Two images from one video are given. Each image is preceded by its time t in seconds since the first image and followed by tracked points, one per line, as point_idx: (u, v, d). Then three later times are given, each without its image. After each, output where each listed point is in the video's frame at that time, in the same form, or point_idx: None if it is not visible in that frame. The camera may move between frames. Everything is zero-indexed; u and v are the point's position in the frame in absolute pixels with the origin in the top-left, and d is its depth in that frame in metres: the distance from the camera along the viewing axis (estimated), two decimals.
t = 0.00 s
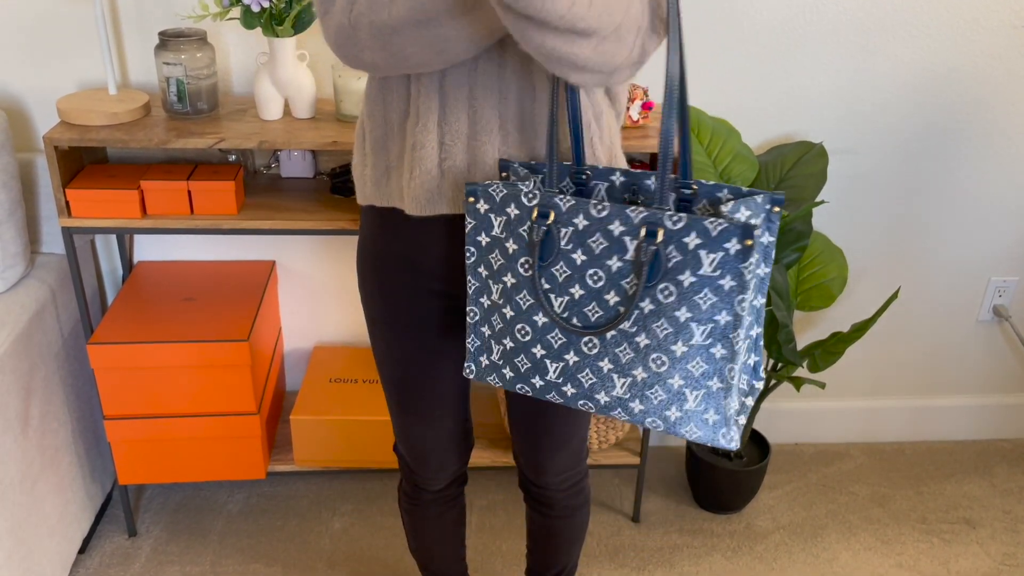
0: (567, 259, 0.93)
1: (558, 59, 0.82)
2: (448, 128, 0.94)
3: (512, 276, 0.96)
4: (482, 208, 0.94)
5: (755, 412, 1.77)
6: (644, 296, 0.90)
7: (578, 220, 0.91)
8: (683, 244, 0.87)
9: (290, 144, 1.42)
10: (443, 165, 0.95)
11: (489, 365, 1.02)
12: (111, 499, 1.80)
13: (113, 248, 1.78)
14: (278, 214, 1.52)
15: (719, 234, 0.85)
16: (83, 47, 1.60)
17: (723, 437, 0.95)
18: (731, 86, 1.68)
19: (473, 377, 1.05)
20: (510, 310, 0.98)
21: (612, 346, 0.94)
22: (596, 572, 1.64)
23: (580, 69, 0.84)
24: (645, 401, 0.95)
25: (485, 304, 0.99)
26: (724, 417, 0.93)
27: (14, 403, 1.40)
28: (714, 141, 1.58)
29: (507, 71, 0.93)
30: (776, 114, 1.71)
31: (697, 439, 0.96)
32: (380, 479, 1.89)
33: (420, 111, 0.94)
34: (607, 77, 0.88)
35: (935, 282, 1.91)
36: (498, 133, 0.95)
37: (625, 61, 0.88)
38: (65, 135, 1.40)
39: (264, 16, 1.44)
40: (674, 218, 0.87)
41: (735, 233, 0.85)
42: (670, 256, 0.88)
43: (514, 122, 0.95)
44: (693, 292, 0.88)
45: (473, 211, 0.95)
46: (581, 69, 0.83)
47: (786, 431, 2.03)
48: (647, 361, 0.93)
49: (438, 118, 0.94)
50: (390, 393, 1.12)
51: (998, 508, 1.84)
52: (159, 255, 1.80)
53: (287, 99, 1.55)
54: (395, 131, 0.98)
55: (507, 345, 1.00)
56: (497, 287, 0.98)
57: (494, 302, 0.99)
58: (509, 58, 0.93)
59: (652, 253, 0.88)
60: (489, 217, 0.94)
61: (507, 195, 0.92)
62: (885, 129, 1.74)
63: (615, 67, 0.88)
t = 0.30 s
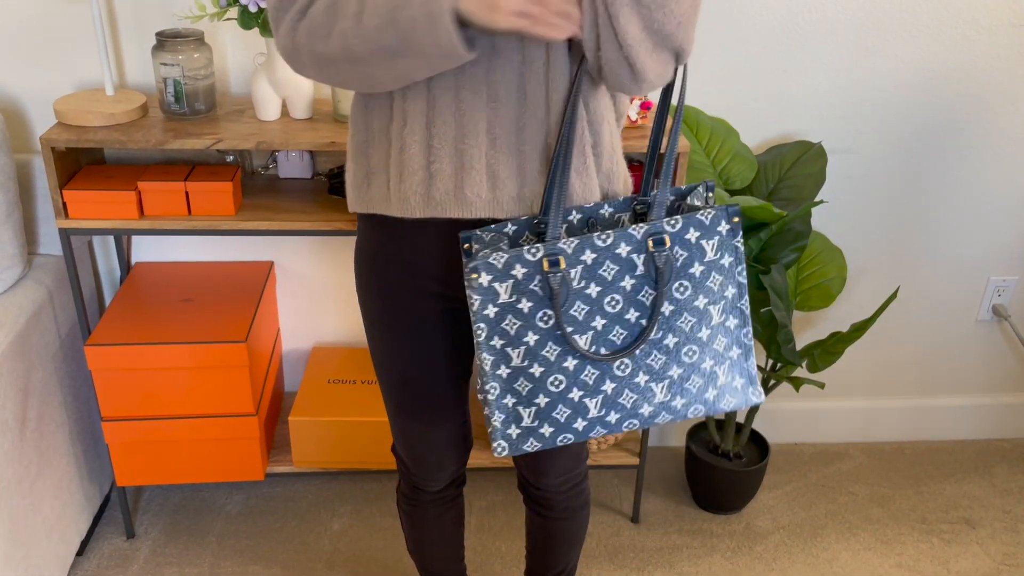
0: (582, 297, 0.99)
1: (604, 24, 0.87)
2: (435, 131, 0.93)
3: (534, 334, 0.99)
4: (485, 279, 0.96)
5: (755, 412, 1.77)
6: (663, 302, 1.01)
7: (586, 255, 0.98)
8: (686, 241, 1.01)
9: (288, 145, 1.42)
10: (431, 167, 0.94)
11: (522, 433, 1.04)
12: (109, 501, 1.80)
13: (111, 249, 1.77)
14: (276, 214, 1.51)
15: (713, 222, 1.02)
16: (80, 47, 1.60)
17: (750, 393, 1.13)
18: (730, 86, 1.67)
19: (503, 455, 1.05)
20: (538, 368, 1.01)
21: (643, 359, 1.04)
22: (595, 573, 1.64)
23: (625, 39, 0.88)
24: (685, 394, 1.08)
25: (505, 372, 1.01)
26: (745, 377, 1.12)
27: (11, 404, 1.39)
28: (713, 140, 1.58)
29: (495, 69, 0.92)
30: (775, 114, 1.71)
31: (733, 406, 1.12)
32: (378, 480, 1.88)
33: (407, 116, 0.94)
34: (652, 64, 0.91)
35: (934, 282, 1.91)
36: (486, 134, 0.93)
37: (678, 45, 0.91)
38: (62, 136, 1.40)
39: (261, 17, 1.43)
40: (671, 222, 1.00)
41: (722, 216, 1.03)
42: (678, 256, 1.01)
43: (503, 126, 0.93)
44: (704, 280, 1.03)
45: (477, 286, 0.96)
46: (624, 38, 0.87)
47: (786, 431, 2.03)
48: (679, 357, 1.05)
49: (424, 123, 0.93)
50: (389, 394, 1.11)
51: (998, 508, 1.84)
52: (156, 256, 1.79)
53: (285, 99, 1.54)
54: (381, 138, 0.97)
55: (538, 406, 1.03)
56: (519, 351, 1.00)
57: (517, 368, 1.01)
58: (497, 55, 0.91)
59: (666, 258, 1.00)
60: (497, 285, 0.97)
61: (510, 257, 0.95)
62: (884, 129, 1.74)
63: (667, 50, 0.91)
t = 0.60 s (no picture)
0: (650, 280, 0.98)
1: (587, 25, 0.90)
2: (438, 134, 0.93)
3: (614, 322, 0.98)
4: (568, 271, 0.94)
5: (754, 413, 1.77)
6: (720, 276, 1.02)
7: (651, 236, 0.98)
8: (730, 214, 1.02)
9: (285, 145, 1.41)
10: (434, 169, 0.94)
11: (607, 428, 1.02)
12: (107, 502, 1.80)
13: (108, 250, 1.77)
14: (273, 215, 1.51)
15: (748, 195, 1.04)
16: (76, 48, 1.59)
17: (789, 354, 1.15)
18: (729, 86, 1.67)
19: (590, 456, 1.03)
20: (619, 356, 0.99)
21: (705, 336, 1.03)
22: (594, 573, 1.64)
23: (611, 36, 0.90)
24: (741, 364, 1.08)
25: (587, 367, 0.99)
26: (783, 340, 1.14)
27: (9, 406, 1.39)
28: (712, 140, 1.57)
29: (496, 69, 0.91)
30: (773, 114, 1.71)
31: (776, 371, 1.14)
32: (377, 480, 1.88)
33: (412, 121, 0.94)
34: (643, 62, 0.92)
35: (933, 281, 1.91)
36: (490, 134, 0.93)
37: (669, 42, 0.92)
38: (59, 137, 1.40)
39: (258, 17, 1.43)
40: (717, 199, 1.01)
41: (754, 188, 1.05)
42: (726, 230, 1.02)
43: (507, 124, 0.93)
44: (748, 250, 1.04)
45: (560, 280, 0.94)
46: (611, 36, 0.89)
47: (785, 431, 2.03)
48: (734, 329, 1.05)
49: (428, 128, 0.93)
50: (391, 399, 1.11)
51: (997, 508, 1.84)
52: (154, 257, 1.79)
53: (282, 100, 1.54)
54: (383, 146, 0.98)
55: (621, 396, 1.01)
56: (601, 342, 0.98)
57: (599, 359, 0.99)
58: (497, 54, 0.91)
59: (718, 233, 1.01)
60: (578, 276, 0.95)
61: (588, 245, 0.94)
62: (883, 128, 1.74)
63: (662, 47, 0.92)
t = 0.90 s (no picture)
0: (655, 269, 0.99)
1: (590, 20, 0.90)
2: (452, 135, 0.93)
3: (619, 311, 0.99)
4: (572, 265, 0.95)
5: (752, 413, 1.76)
6: (724, 262, 1.01)
7: (654, 227, 0.98)
8: (734, 201, 1.01)
9: (283, 146, 1.41)
10: (446, 173, 0.94)
11: (616, 415, 1.03)
12: (106, 503, 1.79)
13: (106, 251, 1.77)
14: (271, 216, 1.51)
15: (752, 181, 1.02)
16: (73, 49, 1.59)
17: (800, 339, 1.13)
18: (726, 87, 1.67)
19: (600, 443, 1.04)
20: (626, 345, 1.00)
21: (711, 321, 1.03)
22: (593, 573, 1.64)
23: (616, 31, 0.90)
24: (749, 348, 1.07)
25: (595, 356, 1.00)
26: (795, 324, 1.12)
27: (6, 407, 1.39)
28: (709, 140, 1.57)
29: (507, 69, 0.91)
30: (771, 114, 1.71)
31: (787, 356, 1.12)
32: (375, 481, 1.88)
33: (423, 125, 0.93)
34: (647, 54, 0.93)
35: (931, 281, 1.91)
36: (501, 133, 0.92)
37: (670, 32, 0.93)
38: (56, 138, 1.39)
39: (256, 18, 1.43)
40: (720, 186, 1.01)
41: (758, 174, 1.03)
42: (729, 216, 1.01)
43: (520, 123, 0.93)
44: (753, 235, 1.03)
45: (565, 274, 0.95)
46: (616, 30, 0.90)
47: (783, 431, 2.03)
48: (740, 314, 1.05)
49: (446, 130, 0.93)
50: (393, 404, 1.11)
51: (995, 507, 1.84)
52: (152, 258, 1.79)
53: (279, 100, 1.54)
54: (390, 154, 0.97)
55: (629, 384, 1.02)
56: (607, 331, 0.99)
57: (606, 348, 1.00)
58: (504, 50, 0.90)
59: (722, 220, 1.00)
60: (583, 269, 0.96)
61: (592, 238, 0.95)
62: (882, 128, 1.74)
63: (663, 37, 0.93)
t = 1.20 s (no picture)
0: (645, 274, 0.98)
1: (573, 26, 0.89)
2: (442, 136, 0.93)
3: (608, 316, 0.99)
4: (561, 270, 0.95)
5: (751, 413, 1.76)
6: (716, 267, 1.01)
7: (644, 232, 0.98)
8: (727, 206, 1.00)
9: (281, 147, 1.41)
10: (434, 172, 0.94)
11: (604, 420, 1.03)
12: (105, 503, 1.79)
13: (105, 252, 1.77)
14: (269, 217, 1.50)
15: (746, 187, 1.01)
16: (72, 49, 1.59)
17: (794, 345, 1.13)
18: (725, 87, 1.67)
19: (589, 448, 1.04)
20: (615, 350, 1.00)
21: (702, 326, 1.03)
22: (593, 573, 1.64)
23: (600, 35, 0.89)
24: (740, 353, 1.06)
25: (584, 360, 1.00)
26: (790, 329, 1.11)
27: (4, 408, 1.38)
28: (708, 140, 1.57)
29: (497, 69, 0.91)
30: (770, 113, 1.71)
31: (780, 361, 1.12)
32: (374, 481, 1.88)
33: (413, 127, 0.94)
34: (637, 59, 0.92)
35: (930, 281, 1.91)
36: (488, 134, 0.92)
37: (658, 38, 0.92)
38: (54, 138, 1.39)
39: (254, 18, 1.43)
40: (713, 191, 1.00)
41: (754, 178, 1.02)
42: (722, 221, 1.00)
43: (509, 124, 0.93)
44: (746, 241, 1.02)
45: (553, 279, 0.95)
46: (599, 33, 0.89)
47: (783, 431, 2.03)
48: (733, 319, 1.04)
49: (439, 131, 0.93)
50: (388, 405, 1.11)
51: (995, 507, 1.84)
52: (151, 258, 1.79)
53: (278, 100, 1.54)
54: (380, 156, 0.97)
55: (618, 389, 1.02)
56: (596, 337, 0.99)
57: (594, 353, 1.00)
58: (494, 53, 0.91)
59: (714, 225, 0.99)
60: (571, 274, 0.95)
61: (580, 243, 0.94)
62: (881, 128, 1.74)
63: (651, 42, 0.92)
